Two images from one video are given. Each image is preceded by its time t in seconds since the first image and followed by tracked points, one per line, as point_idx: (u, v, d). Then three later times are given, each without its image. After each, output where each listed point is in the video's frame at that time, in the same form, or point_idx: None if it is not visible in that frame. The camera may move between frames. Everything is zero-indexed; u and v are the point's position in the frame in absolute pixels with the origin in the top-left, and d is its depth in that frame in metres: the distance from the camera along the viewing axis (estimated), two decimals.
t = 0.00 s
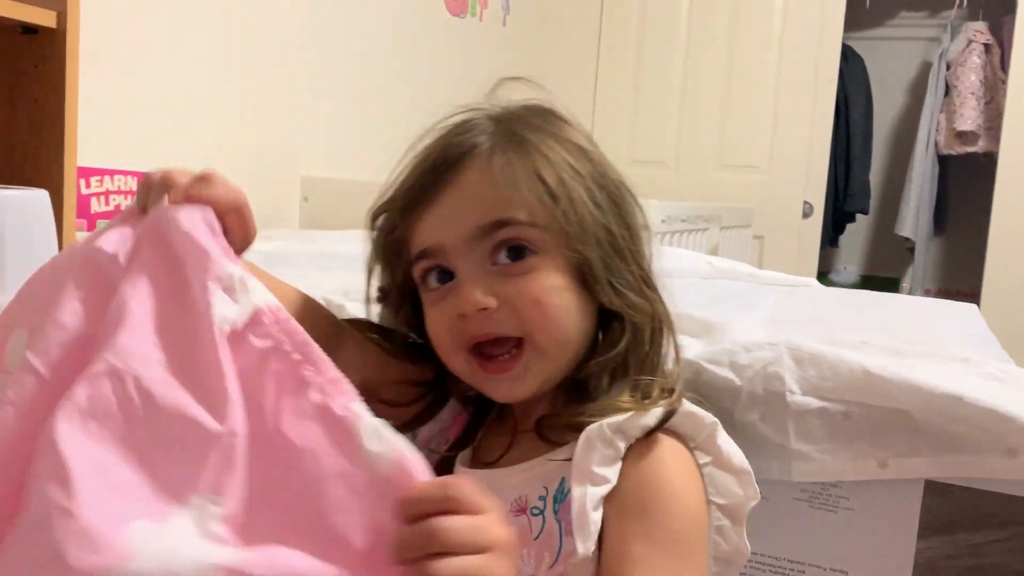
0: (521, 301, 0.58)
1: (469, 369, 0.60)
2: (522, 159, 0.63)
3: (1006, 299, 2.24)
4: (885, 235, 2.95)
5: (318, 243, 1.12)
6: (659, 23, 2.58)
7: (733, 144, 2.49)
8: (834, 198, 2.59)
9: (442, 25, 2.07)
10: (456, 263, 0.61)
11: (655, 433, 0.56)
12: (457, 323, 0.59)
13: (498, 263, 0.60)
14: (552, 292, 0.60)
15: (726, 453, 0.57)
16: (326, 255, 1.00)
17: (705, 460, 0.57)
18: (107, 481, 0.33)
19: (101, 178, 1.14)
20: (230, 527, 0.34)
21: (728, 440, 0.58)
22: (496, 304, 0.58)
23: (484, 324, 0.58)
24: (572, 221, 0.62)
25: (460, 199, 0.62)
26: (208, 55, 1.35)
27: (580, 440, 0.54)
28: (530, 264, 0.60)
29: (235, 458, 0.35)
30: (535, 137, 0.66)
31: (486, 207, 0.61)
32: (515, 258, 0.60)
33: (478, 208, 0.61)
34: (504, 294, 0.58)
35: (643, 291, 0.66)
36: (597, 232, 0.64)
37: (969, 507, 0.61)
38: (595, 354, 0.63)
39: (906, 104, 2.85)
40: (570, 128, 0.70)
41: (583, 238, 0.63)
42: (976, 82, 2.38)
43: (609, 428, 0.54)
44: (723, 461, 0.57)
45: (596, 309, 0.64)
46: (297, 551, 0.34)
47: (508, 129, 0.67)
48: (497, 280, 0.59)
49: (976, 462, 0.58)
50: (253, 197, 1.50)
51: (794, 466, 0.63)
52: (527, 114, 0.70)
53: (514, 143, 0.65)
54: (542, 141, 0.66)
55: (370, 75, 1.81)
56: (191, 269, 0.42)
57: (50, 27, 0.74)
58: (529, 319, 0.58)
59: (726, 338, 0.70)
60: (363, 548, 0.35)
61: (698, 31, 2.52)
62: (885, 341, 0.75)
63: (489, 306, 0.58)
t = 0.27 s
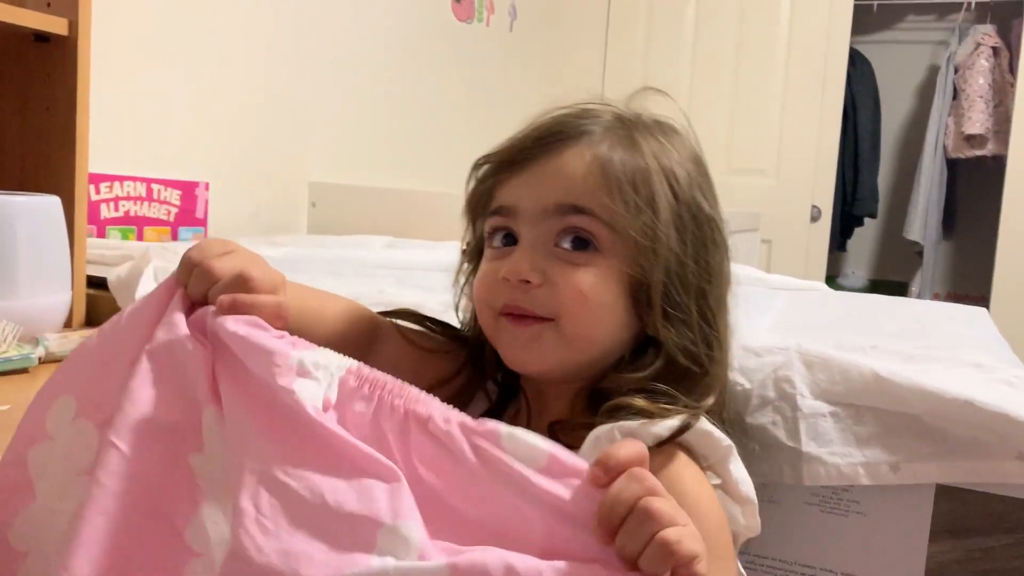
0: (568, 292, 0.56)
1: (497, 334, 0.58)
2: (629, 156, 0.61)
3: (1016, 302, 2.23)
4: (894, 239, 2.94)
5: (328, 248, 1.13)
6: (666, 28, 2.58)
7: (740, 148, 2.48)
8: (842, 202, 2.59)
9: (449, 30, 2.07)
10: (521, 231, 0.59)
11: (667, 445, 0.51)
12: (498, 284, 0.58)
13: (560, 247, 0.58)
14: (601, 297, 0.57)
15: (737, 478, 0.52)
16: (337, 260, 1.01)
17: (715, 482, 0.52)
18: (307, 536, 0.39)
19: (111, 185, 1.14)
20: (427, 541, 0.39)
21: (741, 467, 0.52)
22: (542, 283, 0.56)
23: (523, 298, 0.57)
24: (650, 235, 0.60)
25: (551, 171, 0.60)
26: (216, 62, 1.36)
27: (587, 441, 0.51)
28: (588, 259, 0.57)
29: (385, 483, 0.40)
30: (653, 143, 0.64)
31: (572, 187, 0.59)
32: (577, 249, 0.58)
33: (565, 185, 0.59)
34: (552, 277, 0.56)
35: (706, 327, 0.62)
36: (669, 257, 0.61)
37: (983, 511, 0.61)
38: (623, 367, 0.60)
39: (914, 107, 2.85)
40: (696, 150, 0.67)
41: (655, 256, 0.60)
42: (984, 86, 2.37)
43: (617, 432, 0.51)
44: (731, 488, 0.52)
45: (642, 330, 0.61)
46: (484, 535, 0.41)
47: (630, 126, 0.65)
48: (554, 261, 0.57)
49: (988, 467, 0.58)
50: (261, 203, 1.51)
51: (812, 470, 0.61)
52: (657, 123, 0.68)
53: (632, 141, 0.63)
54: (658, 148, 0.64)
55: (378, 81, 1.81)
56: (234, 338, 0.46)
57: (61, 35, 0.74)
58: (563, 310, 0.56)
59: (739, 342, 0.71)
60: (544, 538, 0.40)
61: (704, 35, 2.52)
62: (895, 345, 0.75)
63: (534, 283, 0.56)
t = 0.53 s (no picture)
0: (586, 304, 0.56)
1: (514, 341, 0.59)
2: (653, 169, 0.61)
3: (1015, 304, 2.23)
4: (892, 241, 2.94)
5: (324, 254, 1.12)
6: (663, 31, 2.58)
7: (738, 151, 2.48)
8: (840, 204, 2.59)
9: (446, 34, 2.07)
10: (541, 239, 0.59)
11: (692, 454, 0.54)
12: (517, 295, 0.58)
13: (580, 259, 0.58)
14: (620, 311, 0.57)
15: (760, 478, 0.53)
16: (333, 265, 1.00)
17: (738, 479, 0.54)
18: None
19: (108, 192, 1.14)
20: None
21: (763, 465, 0.54)
22: (560, 293, 0.56)
23: (541, 306, 0.57)
24: (670, 251, 0.59)
25: (572, 182, 0.60)
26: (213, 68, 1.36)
27: (616, 459, 0.53)
28: (607, 272, 0.57)
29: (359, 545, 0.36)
30: (675, 157, 0.64)
31: (594, 200, 0.59)
32: (598, 262, 0.58)
33: (586, 197, 0.59)
34: (571, 289, 0.56)
35: (728, 342, 0.62)
36: (692, 272, 0.60)
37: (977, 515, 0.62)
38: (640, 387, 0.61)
39: (911, 109, 2.85)
40: (715, 171, 0.67)
41: (673, 272, 0.60)
42: (981, 88, 2.37)
43: (644, 447, 0.53)
44: (756, 485, 0.53)
45: (658, 346, 0.61)
46: None
47: (652, 140, 0.64)
48: (572, 272, 0.57)
49: (982, 473, 0.58)
50: (259, 209, 1.51)
51: (806, 477, 0.61)
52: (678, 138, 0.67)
53: (654, 155, 0.62)
54: (681, 164, 0.63)
55: (375, 86, 1.81)
56: (270, 382, 0.43)
57: (55, 45, 0.74)
58: (584, 324, 0.56)
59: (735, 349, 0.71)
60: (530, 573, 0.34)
61: (702, 38, 2.52)
62: (889, 350, 0.75)
63: (553, 292, 0.56)
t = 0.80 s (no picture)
0: (572, 301, 0.56)
1: (506, 341, 0.59)
2: (642, 160, 0.60)
3: (1011, 299, 2.23)
4: (887, 237, 2.94)
5: (317, 251, 1.12)
6: (658, 28, 2.57)
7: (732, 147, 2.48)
8: (834, 200, 2.59)
9: (439, 32, 2.06)
10: (529, 236, 0.59)
11: (705, 459, 0.53)
12: (505, 294, 0.58)
13: (569, 255, 0.57)
14: (609, 307, 0.56)
15: (771, 485, 0.54)
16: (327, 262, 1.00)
17: (751, 486, 0.55)
18: None
19: (99, 190, 1.14)
20: None
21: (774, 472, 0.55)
22: (546, 291, 0.56)
23: (528, 304, 0.57)
24: (662, 244, 0.58)
25: (558, 177, 0.59)
26: (205, 67, 1.35)
27: (630, 462, 0.52)
28: (594, 268, 0.57)
29: None
30: (667, 147, 0.62)
31: (579, 194, 0.58)
32: (586, 258, 0.57)
33: (572, 191, 0.58)
34: (557, 286, 0.56)
35: (726, 339, 0.61)
36: (685, 266, 0.59)
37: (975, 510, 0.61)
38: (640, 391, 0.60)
39: (905, 105, 2.85)
40: (714, 159, 0.65)
41: (667, 266, 0.58)
42: (975, 83, 2.38)
43: (660, 452, 0.52)
44: (766, 491, 0.54)
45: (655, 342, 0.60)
46: None
47: (644, 130, 0.63)
48: (559, 269, 0.57)
49: (979, 468, 0.58)
50: (252, 208, 1.50)
51: (804, 472, 0.61)
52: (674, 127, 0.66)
53: (645, 145, 0.61)
54: (673, 153, 0.62)
55: (368, 83, 1.81)
56: (310, 482, 0.46)
57: (44, 40, 0.74)
58: (572, 322, 0.56)
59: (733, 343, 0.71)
60: None
61: (696, 35, 2.52)
62: (885, 344, 0.74)
63: (539, 291, 0.56)
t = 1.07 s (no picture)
0: (575, 306, 0.56)
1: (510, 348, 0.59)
2: (642, 157, 0.59)
3: (1002, 294, 2.24)
4: (879, 233, 2.95)
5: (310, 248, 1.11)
6: (651, 24, 2.57)
7: (726, 142, 2.48)
8: (827, 196, 2.59)
9: (432, 27, 2.06)
10: (531, 241, 0.59)
11: (709, 487, 0.52)
12: (508, 300, 0.58)
13: (572, 259, 0.57)
14: (613, 311, 0.56)
15: (775, 510, 0.54)
16: (319, 258, 0.99)
17: (754, 509, 0.54)
18: None
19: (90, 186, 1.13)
20: None
21: (778, 496, 0.55)
22: (549, 297, 0.56)
23: (531, 310, 0.57)
24: (667, 244, 0.58)
25: (558, 179, 0.59)
26: (197, 62, 1.35)
27: (634, 489, 0.52)
28: (597, 271, 0.56)
29: None
30: (668, 143, 0.61)
31: (580, 195, 0.58)
32: (590, 261, 0.57)
33: (573, 193, 0.58)
34: (560, 291, 0.56)
35: (733, 339, 0.60)
36: (691, 265, 0.58)
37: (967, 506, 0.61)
38: (650, 401, 0.60)
39: (898, 101, 2.86)
40: (717, 153, 0.64)
41: (672, 266, 0.58)
42: (967, 79, 2.38)
43: (665, 481, 0.51)
44: (769, 516, 0.54)
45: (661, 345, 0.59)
46: None
47: (644, 126, 0.62)
48: (562, 273, 0.57)
49: (971, 463, 0.58)
50: (244, 204, 1.50)
51: (796, 468, 0.61)
52: (674, 120, 0.65)
53: (647, 142, 0.61)
54: (674, 149, 0.61)
55: (361, 78, 1.80)
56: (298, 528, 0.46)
57: (32, 35, 0.73)
58: (577, 328, 0.56)
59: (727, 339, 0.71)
60: None
61: (689, 30, 2.52)
62: (878, 340, 0.74)
63: (541, 296, 0.56)
